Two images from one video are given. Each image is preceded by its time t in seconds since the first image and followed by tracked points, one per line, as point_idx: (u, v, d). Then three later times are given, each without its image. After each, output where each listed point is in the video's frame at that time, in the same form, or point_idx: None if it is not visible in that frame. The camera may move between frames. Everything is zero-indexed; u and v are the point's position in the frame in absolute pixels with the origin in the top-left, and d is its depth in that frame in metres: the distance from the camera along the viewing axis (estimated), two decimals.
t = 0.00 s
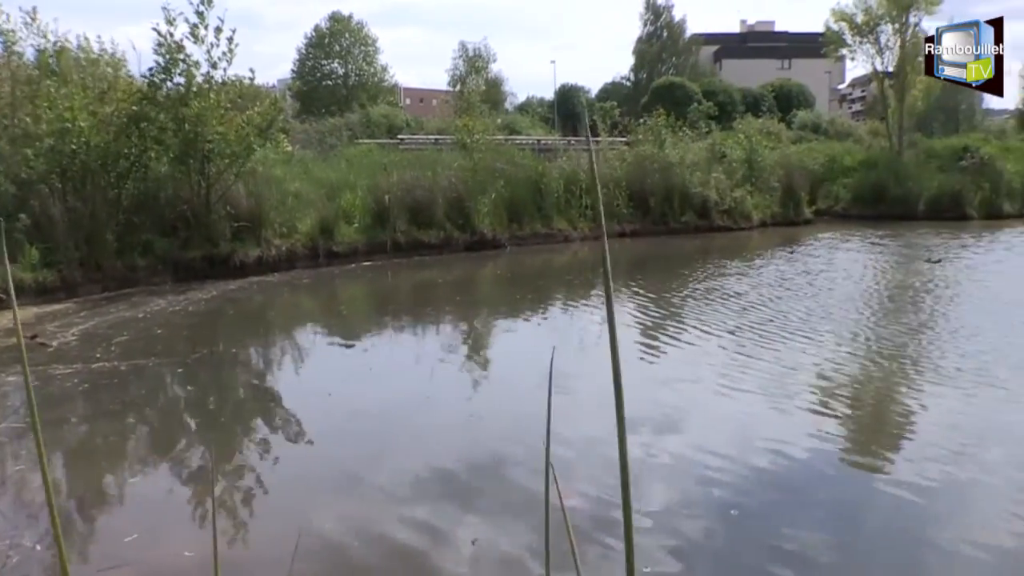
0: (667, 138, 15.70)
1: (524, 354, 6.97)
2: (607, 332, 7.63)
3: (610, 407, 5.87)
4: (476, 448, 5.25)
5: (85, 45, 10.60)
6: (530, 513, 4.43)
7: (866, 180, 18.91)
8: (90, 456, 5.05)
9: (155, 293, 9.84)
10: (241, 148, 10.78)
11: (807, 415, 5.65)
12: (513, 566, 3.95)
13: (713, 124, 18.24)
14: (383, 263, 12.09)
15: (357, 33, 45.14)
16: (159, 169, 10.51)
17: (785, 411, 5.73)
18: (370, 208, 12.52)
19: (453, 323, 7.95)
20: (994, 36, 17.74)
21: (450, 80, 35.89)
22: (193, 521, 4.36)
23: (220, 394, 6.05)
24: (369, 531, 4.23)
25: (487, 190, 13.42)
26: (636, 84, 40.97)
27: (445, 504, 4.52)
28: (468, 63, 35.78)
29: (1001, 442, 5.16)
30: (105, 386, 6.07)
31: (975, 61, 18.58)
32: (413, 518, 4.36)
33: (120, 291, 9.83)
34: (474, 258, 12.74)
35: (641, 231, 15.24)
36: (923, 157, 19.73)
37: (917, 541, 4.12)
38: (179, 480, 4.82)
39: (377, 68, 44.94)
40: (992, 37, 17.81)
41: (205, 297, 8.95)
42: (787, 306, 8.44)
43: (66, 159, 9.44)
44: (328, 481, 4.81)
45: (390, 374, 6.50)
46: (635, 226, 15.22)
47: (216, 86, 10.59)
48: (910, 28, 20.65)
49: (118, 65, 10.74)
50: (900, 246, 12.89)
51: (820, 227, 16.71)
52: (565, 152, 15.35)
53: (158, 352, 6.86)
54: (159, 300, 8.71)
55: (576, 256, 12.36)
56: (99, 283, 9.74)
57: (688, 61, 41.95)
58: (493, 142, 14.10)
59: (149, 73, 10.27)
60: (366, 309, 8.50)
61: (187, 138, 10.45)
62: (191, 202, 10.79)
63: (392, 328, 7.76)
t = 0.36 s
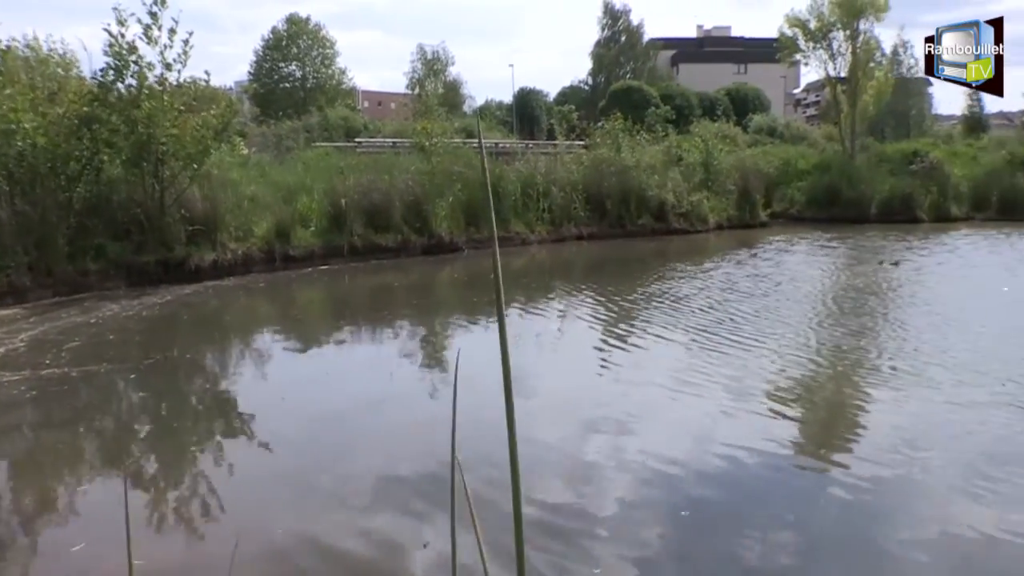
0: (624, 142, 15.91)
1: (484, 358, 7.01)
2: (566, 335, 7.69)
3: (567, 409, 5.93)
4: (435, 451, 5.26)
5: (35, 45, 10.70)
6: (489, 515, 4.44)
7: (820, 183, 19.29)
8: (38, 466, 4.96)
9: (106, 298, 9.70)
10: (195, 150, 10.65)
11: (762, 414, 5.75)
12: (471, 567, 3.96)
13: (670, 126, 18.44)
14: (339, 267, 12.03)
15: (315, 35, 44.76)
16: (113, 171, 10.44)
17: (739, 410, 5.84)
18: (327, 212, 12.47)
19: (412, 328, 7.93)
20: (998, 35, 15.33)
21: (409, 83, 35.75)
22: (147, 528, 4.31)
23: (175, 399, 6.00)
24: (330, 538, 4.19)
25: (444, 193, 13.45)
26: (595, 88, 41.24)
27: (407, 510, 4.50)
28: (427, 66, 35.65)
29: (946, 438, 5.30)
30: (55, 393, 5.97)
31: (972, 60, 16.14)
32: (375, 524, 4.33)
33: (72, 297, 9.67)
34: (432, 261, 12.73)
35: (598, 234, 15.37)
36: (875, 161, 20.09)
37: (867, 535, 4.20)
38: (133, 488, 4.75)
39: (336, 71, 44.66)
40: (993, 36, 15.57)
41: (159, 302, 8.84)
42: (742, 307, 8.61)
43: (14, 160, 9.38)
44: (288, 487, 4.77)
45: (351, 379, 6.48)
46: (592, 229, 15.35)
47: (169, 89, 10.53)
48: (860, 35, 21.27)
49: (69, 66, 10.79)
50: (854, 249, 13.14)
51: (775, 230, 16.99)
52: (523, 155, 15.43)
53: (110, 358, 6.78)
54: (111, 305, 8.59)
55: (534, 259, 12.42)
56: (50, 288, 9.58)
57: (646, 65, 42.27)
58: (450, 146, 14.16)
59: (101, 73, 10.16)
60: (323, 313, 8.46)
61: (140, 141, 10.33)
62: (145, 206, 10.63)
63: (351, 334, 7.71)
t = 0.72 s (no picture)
0: (586, 146, 16.06)
1: (448, 361, 7.05)
2: (530, 338, 7.75)
3: (534, 412, 5.94)
4: (398, 456, 5.26)
5: None
6: (453, 518, 4.45)
7: (780, 186, 19.53)
8: None
9: (63, 302, 9.58)
10: (152, 154, 10.50)
11: (728, 417, 5.81)
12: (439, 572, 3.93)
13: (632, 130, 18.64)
14: (300, 271, 11.99)
15: (278, 37, 44.44)
16: (71, 173, 10.28)
17: (702, 411, 5.91)
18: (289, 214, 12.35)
19: (375, 331, 7.92)
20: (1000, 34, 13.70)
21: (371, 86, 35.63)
22: (106, 539, 4.24)
23: (134, 407, 5.93)
24: (292, 539, 4.19)
25: (407, 197, 13.48)
26: (558, 91, 41.47)
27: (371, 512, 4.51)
28: (388, 67, 35.45)
29: (905, 437, 5.39)
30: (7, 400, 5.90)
31: (971, 60, 14.08)
32: (339, 526, 4.34)
33: (27, 301, 9.56)
34: (394, 264, 12.72)
35: (561, 237, 15.47)
36: (834, 164, 20.36)
37: (830, 534, 4.25)
38: (91, 495, 4.71)
39: (298, 74, 44.41)
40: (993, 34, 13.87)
41: (118, 307, 8.75)
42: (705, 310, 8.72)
43: None
44: (251, 490, 4.77)
45: (314, 383, 6.47)
46: (554, 232, 15.45)
47: (126, 91, 10.43)
48: (818, 39, 21.58)
49: (24, 65, 10.80)
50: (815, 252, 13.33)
51: (736, 232, 17.22)
52: (486, 159, 15.50)
53: (65, 363, 6.71)
54: (69, 310, 8.50)
55: (497, 262, 12.48)
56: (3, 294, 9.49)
57: (609, 68, 42.47)
58: (413, 150, 14.21)
59: (55, 75, 10.07)
60: (284, 317, 8.44)
61: (94, 145, 10.19)
62: (103, 210, 10.50)
63: (312, 338, 7.69)
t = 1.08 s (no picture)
0: (562, 146, 16.11)
1: (423, 362, 7.04)
2: (506, 339, 7.76)
3: (510, 413, 5.95)
4: (373, 457, 5.25)
5: None
6: (431, 520, 4.44)
7: (755, 186, 19.66)
8: None
9: (33, 304, 9.46)
10: (125, 154, 10.42)
11: (705, 417, 5.84)
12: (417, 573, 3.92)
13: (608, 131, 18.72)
14: (275, 272, 11.94)
15: (253, 37, 44.18)
16: (40, 172, 10.20)
17: (677, 411, 5.94)
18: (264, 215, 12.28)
19: (351, 333, 7.89)
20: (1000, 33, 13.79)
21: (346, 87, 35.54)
22: (78, 544, 4.19)
23: (107, 410, 5.87)
24: (268, 541, 4.17)
25: (382, 198, 13.47)
26: (535, 92, 41.60)
27: (347, 514, 4.50)
28: (364, 67, 35.28)
29: (878, 435, 5.45)
30: None
31: (971, 60, 14.19)
32: (315, 529, 4.32)
33: None
34: (370, 265, 12.69)
35: (536, 238, 15.52)
36: (809, 165, 20.52)
37: (806, 532, 4.27)
38: (62, 500, 4.66)
39: (274, 74, 44.22)
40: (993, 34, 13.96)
41: (89, 309, 8.66)
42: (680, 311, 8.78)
43: None
44: (225, 493, 4.74)
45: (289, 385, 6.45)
46: (530, 232, 15.50)
47: (95, 90, 10.36)
48: (793, 41, 21.73)
49: None
50: (791, 252, 13.45)
51: (711, 232, 17.36)
52: (461, 159, 15.52)
53: (34, 366, 6.64)
54: (39, 311, 8.42)
55: (473, 262, 12.50)
56: None
57: (586, 69, 42.52)
58: (388, 150, 14.20)
59: (24, 73, 10.04)
60: (257, 319, 8.40)
61: (64, 144, 10.12)
62: (75, 210, 10.40)
63: (286, 340, 7.65)
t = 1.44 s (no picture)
0: (549, 146, 16.14)
1: (409, 362, 7.04)
2: (492, 339, 7.77)
3: (498, 413, 5.96)
4: (359, 457, 5.25)
5: None
6: (416, 520, 4.44)
7: (742, 185, 19.72)
8: None
9: (18, 304, 9.42)
10: (111, 154, 10.40)
11: (690, 416, 5.87)
12: (405, 573, 3.92)
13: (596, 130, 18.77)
14: (262, 271, 11.91)
15: (240, 37, 44.05)
16: (23, 172, 10.24)
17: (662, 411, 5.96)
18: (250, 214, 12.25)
19: (337, 333, 7.88)
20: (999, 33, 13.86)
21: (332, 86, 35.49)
22: (62, 545, 4.18)
23: (91, 410, 5.85)
24: (253, 542, 4.16)
25: (369, 197, 13.46)
26: (522, 92, 41.66)
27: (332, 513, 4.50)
28: (352, 66, 35.24)
29: (862, 435, 5.48)
30: None
31: (971, 60, 14.28)
32: (301, 530, 4.32)
33: None
34: (356, 265, 12.68)
35: (524, 237, 15.53)
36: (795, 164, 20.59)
37: (792, 531, 4.29)
38: (45, 500, 4.64)
39: (261, 74, 44.12)
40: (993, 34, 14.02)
41: (74, 309, 8.62)
42: (667, 310, 8.81)
43: None
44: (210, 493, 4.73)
45: (275, 386, 6.44)
46: (518, 232, 15.52)
47: (77, 88, 10.33)
48: (780, 42, 21.80)
49: None
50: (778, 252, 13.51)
51: (698, 232, 17.41)
52: (448, 158, 15.53)
53: (17, 367, 6.61)
54: (23, 311, 8.39)
55: (460, 262, 12.51)
56: None
57: (574, 69, 42.56)
58: (375, 150, 14.21)
59: (7, 71, 10.04)
60: (242, 319, 8.37)
61: (50, 143, 10.11)
62: (60, 209, 10.37)
63: (272, 340, 7.64)
